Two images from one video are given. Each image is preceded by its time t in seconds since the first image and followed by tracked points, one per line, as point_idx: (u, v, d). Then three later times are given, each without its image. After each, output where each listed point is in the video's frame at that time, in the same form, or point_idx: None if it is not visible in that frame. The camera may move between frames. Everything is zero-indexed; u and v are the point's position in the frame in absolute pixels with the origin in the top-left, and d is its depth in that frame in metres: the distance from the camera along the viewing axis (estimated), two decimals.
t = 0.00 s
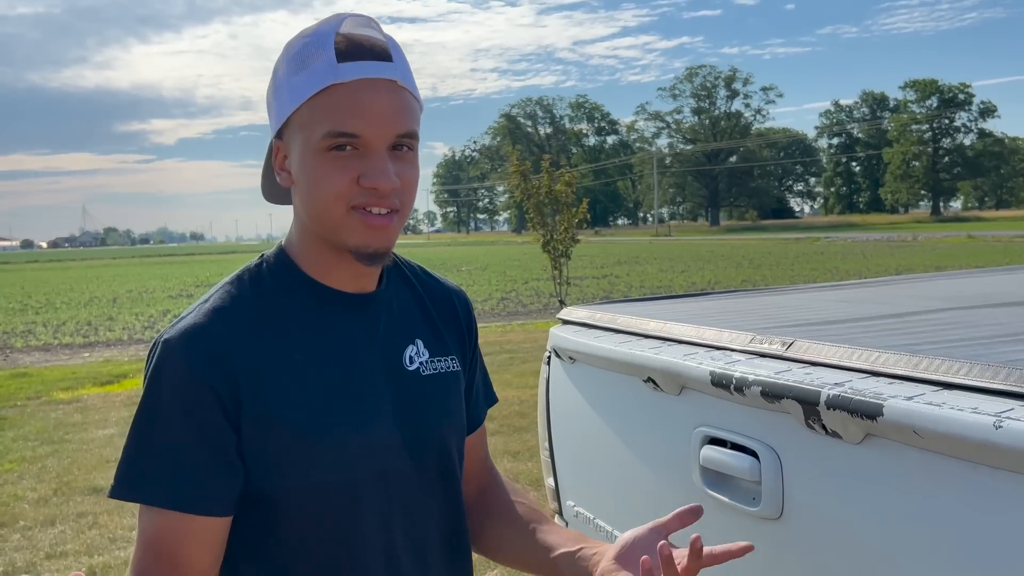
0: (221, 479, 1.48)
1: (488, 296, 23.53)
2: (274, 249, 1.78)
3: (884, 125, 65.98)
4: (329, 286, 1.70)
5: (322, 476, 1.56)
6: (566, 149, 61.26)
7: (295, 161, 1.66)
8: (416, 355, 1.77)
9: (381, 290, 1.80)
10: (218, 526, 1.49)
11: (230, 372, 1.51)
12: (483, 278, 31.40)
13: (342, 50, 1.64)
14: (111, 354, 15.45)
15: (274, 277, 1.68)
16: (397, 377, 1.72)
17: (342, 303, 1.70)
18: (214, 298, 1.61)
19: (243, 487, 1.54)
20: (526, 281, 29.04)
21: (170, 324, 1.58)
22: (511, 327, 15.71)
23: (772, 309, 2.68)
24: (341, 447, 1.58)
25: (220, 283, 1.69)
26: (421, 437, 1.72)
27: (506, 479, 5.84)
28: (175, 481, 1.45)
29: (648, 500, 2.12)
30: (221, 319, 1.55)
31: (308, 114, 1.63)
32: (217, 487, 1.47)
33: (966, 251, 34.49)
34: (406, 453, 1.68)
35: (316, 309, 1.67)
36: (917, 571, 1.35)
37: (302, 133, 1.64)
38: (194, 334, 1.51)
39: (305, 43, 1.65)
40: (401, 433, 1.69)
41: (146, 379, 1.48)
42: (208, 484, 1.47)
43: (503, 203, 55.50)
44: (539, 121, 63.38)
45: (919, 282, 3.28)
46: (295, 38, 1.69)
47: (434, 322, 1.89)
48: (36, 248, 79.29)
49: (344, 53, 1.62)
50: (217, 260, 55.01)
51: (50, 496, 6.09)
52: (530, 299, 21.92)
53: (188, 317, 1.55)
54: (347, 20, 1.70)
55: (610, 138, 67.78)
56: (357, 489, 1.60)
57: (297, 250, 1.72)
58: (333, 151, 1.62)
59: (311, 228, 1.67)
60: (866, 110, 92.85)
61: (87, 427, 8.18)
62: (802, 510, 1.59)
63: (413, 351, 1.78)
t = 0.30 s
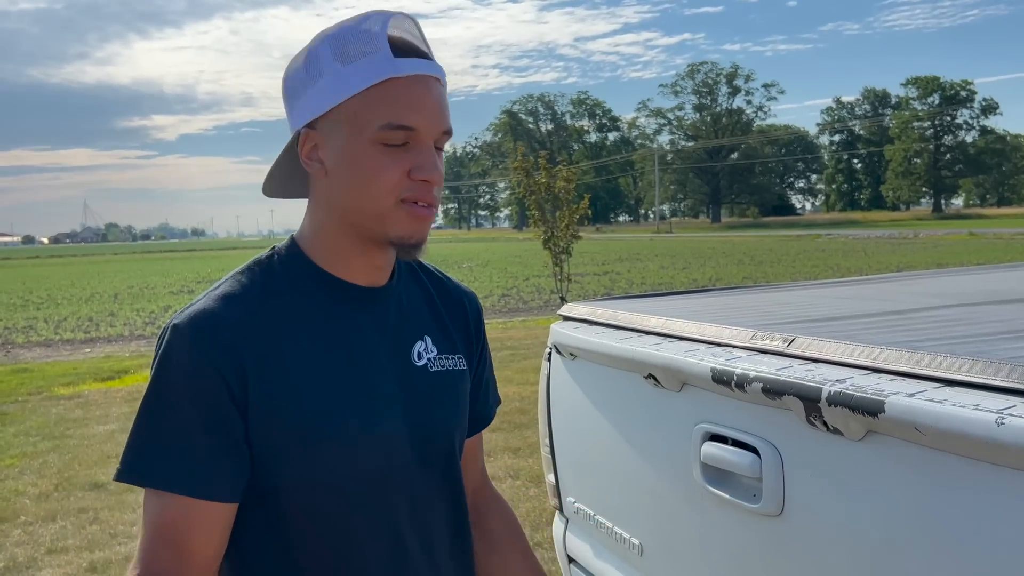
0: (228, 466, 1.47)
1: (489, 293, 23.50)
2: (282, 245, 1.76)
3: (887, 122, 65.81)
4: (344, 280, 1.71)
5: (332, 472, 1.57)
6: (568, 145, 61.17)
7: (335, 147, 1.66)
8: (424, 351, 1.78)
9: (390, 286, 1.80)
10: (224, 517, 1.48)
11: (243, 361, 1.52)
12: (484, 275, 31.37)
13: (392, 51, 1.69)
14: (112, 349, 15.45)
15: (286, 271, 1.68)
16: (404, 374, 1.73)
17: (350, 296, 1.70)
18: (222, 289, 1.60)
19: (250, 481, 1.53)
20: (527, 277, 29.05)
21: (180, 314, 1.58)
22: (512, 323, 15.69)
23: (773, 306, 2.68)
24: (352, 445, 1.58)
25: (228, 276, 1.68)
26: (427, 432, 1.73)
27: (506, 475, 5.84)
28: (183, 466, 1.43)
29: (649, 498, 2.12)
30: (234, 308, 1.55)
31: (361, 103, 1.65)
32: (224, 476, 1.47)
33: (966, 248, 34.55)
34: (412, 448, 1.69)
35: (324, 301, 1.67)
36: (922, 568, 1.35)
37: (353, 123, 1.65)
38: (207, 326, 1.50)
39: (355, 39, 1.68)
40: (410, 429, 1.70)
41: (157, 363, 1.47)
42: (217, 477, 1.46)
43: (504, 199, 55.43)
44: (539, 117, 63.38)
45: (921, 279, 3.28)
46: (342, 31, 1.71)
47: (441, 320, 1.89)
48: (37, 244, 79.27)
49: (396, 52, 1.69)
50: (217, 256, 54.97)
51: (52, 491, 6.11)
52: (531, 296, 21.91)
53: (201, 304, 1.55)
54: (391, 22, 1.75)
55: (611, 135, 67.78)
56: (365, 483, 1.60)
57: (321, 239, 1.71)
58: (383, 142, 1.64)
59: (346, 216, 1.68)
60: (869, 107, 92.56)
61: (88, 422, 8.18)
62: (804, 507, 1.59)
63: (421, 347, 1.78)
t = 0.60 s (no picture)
0: (263, 459, 1.48)
1: (490, 291, 23.48)
2: (300, 236, 1.77)
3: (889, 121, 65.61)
4: (370, 276, 1.74)
5: (364, 460, 1.59)
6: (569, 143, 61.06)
7: (404, 152, 1.68)
8: (432, 340, 1.85)
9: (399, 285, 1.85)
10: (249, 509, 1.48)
11: (285, 355, 1.52)
12: (485, 273, 31.36)
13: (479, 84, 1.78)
14: (114, 347, 15.47)
15: (311, 264, 1.68)
16: (419, 362, 1.79)
17: (370, 288, 1.73)
18: (251, 283, 1.58)
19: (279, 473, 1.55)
20: (528, 275, 29.01)
21: (208, 306, 1.57)
22: (513, 321, 15.67)
23: (775, 304, 2.68)
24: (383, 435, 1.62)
25: (245, 269, 1.67)
26: (442, 424, 1.81)
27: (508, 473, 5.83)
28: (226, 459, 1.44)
29: (653, 494, 2.12)
30: (276, 304, 1.57)
31: (448, 119, 1.69)
32: (261, 473, 1.48)
33: (968, 246, 34.38)
34: (430, 437, 1.76)
35: (350, 290, 1.70)
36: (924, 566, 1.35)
37: (430, 134, 1.68)
38: (246, 318, 1.51)
39: (448, 59, 1.72)
40: (429, 418, 1.77)
41: (196, 365, 1.46)
42: (256, 469, 1.47)
43: (505, 197, 55.34)
44: (541, 116, 63.26)
45: (924, 277, 3.26)
46: (434, 47, 1.75)
47: (438, 308, 1.97)
48: (39, 241, 79.33)
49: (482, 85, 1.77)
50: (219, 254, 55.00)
51: (54, 488, 6.12)
52: (532, 294, 21.89)
53: (239, 298, 1.54)
54: (476, 54, 1.82)
55: (612, 133, 67.65)
56: (394, 470, 1.64)
57: (359, 236, 1.72)
58: (454, 161, 1.69)
59: (397, 218, 1.71)
60: (872, 105, 92.27)
61: (91, 420, 8.19)
62: (805, 503, 1.60)
63: (429, 337, 1.85)
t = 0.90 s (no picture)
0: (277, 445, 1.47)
1: (492, 291, 23.47)
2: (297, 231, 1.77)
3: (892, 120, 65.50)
4: (367, 267, 1.74)
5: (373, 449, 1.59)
6: (571, 142, 61.04)
7: (389, 140, 1.69)
8: (434, 333, 1.86)
9: (400, 279, 1.86)
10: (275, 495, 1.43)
11: (292, 342, 1.53)
12: (487, 273, 31.38)
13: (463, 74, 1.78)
14: (116, 346, 15.47)
15: (310, 256, 1.69)
16: (422, 355, 1.79)
17: (371, 278, 1.74)
18: (257, 273, 1.60)
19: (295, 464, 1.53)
20: (531, 275, 29.01)
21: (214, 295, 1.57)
22: (515, 321, 15.66)
23: (777, 304, 2.67)
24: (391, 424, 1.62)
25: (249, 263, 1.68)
26: (445, 417, 1.81)
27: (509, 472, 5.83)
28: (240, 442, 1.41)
29: (655, 493, 2.12)
30: (285, 294, 1.58)
31: (432, 104, 1.70)
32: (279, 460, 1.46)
33: (971, 247, 34.30)
34: (434, 429, 1.76)
35: (356, 282, 1.71)
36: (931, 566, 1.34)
37: (416, 121, 1.69)
38: (252, 306, 1.51)
39: (423, 48, 1.73)
40: (434, 410, 1.77)
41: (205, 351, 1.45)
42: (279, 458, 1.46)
43: (507, 196, 55.36)
44: (543, 115, 63.23)
45: (927, 277, 3.26)
46: (415, 39, 1.75)
47: (439, 303, 1.99)
48: (41, 241, 79.31)
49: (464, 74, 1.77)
50: (221, 253, 54.99)
51: (57, 487, 6.12)
52: (535, 293, 21.88)
53: (246, 285, 1.55)
54: (460, 48, 1.82)
55: (615, 133, 67.59)
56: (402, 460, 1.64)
57: (352, 228, 1.73)
58: (439, 147, 1.70)
59: (387, 208, 1.71)
60: (876, 106, 92.09)
61: (93, 418, 8.21)
62: (808, 500, 1.60)
63: (431, 330, 1.86)
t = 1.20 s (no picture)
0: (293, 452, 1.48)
1: (493, 292, 23.47)
2: (289, 238, 1.76)
3: (893, 122, 65.54)
4: (362, 270, 1.75)
5: (383, 450, 1.60)
6: (572, 143, 61.09)
7: (382, 139, 1.70)
8: (430, 334, 1.87)
9: (392, 283, 1.87)
10: (302, 498, 1.49)
11: (304, 344, 1.53)
12: (489, 274, 31.41)
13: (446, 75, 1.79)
14: (118, 348, 15.47)
15: (310, 261, 1.69)
16: (421, 357, 1.81)
17: (367, 283, 1.75)
18: (262, 280, 1.59)
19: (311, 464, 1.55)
20: (532, 276, 29.03)
21: (220, 304, 1.57)
22: (516, 323, 15.67)
23: (781, 306, 2.67)
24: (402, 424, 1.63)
25: (249, 270, 1.67)
26: (444, 415, 1.82)
27: (512, 474, 5.83)
28: (253, 453, 1.45)
29: (660, 493, 2.12)
30: (292, 301, 1.58)
31: (423, 105, 1.72)
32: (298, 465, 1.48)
33: (972, 248, 34.21)
34: (435, 430, 1.77)
35: (356, 288, 1.72)
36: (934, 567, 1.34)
37: (409, 122, 1.71)
38: (264, 313, 1.51)
39: (409, 49, 1.75)
40: (435, 410, 1.79)
41: (218, 365, 1.46)
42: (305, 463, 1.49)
43: (508, 197, 55.44)
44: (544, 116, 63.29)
45: (930, 279, 3.26)
46: (399, 41, 1.76)
47: (434, 306, 2.00)
48: (43, 242, 79.45)
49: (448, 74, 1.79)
50: (222, 255, 55.06)
51: (60, 488, 6.12)
52: (536, 295, 21.89)
53: (254, 297, 1.55)
54: (441, 48, 1.82)
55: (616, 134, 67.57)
56: (411, 462, 1.66)
57: (349, 228, 1.73)
58: (431, 146, 1.73)
59: (383, 207, 1.73)
60: (877, 108, 92.08)
61: (95, 420, 8.22)
62: (812, 500, 1.60)
63: (427, 331, 1.88)
